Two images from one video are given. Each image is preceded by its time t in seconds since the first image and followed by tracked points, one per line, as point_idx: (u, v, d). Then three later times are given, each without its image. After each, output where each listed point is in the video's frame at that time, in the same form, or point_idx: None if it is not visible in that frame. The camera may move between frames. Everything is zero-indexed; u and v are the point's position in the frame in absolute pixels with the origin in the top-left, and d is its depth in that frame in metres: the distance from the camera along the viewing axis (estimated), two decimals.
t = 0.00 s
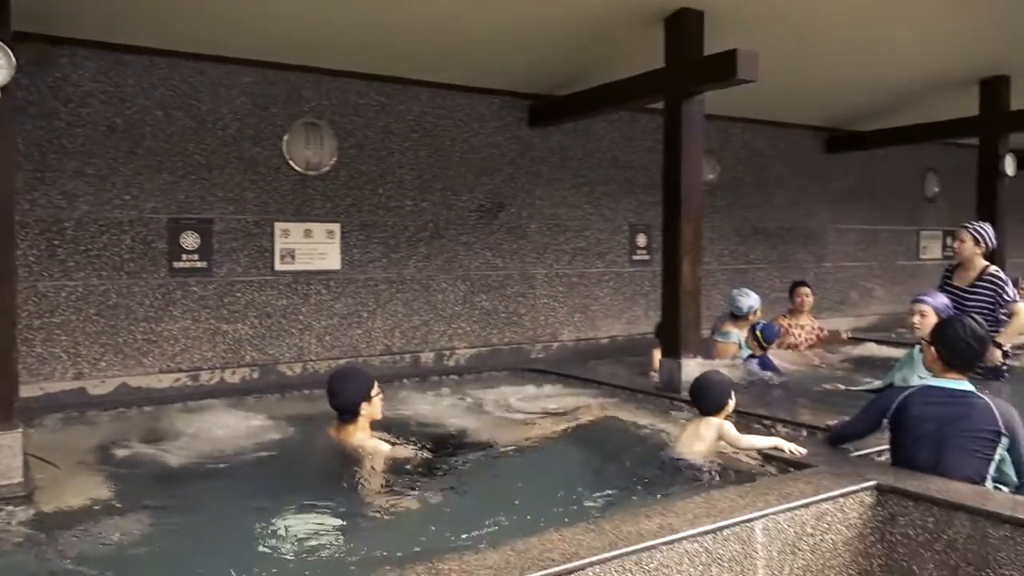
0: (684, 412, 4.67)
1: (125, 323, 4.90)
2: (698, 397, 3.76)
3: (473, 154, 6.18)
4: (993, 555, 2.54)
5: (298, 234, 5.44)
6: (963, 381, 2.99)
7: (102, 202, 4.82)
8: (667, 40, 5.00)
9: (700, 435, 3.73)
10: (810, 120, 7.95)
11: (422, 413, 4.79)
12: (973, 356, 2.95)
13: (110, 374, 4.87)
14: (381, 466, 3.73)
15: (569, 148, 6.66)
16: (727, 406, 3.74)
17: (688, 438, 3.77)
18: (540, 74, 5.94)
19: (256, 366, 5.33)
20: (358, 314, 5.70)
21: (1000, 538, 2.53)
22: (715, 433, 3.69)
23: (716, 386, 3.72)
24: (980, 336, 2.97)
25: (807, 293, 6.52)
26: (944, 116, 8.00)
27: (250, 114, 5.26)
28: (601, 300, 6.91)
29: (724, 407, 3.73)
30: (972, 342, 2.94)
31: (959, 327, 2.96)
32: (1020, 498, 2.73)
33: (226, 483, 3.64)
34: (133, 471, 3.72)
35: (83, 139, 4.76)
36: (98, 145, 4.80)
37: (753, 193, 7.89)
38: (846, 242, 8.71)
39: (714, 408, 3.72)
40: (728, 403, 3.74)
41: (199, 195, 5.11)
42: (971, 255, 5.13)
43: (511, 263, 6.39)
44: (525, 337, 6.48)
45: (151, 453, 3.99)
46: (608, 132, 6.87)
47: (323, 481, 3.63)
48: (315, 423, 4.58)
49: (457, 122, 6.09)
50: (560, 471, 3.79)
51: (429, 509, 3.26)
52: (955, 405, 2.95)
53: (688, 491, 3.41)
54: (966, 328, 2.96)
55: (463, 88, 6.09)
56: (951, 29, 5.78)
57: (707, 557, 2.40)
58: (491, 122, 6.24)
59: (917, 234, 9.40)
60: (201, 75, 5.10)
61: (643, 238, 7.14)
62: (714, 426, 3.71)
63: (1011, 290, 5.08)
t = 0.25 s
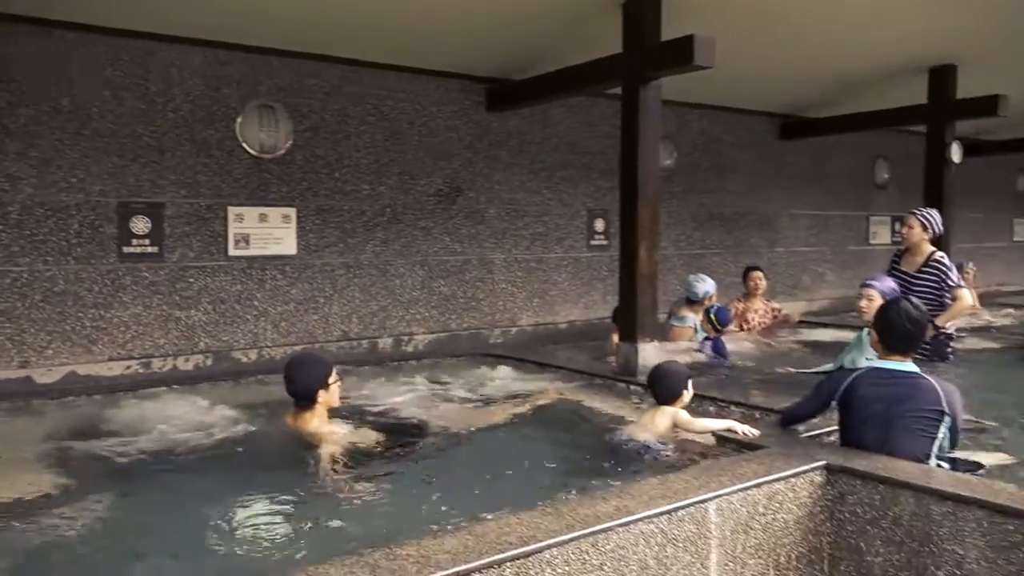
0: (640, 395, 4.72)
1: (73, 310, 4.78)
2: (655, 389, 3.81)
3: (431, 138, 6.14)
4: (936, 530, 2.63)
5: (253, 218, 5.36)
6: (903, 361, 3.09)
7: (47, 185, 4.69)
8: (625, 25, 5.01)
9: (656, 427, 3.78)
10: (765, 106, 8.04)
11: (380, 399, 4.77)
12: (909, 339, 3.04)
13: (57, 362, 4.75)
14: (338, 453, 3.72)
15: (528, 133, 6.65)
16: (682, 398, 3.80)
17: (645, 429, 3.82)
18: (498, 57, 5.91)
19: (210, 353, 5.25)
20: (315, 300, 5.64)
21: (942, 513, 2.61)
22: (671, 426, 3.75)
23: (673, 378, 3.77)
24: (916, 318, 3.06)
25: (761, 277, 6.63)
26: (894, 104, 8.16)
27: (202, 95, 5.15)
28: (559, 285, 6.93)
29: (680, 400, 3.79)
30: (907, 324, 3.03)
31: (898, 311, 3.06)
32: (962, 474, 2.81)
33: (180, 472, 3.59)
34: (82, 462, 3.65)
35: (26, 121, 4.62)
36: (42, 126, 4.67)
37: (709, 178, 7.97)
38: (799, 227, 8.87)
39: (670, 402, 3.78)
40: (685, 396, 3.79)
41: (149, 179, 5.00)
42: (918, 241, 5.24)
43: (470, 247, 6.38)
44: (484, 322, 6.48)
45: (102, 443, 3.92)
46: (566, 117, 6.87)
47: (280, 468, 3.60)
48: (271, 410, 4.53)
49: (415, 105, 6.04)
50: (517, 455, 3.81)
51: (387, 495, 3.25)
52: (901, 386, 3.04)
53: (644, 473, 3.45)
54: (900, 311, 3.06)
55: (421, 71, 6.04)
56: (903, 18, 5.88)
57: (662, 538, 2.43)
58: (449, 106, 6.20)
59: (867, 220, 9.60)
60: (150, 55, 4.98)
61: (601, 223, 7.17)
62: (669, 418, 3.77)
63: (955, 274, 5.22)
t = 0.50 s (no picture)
0: (594, 378, 4.77)
1: (13, 296, 4.64)
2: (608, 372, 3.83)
3: (384, 121, 6.07)
4: (878, 505, 2.71)
5: (201, 202, 5.25)
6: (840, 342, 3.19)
7: None
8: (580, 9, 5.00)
9: (609, 410, 3.80)
10: (717, 92, 8.13)
11: (333, 386, 4.73)
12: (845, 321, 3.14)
13: None
14: (290, 440, 3.68)
15: (482, 117, 6.62)
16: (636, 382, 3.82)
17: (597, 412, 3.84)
18: (453, 40, 5.87)
19: (157, 340, 5.14)
20: (266, 285, 5.56)
21: (884, 489, 2.69)
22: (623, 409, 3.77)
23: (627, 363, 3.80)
24: (851, 301, 3.15)
25: (712, 261, 6.73)
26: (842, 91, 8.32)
27: (147, 75, 5.02)
28: (514, 270, 6.94)
29: (633, 384, 3.81)
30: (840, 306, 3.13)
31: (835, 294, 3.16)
32: (903, 451, 2.90)
33: (127, 461, 3.52)
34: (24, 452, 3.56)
35: None
36: None
37: (662, 163, 8.04)
38: (750, 212, 9.00)
39: (624, 385, 3.79)
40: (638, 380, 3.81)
41: (92, 161, 4.87)
42: (865, 229, 5.36)
43: (424, 232, 6.34)
44: (439, 307, 6.46)
45: (45, 432, 3.82)
46: (520, 101, 6.86)
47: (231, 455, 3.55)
48: (222, 397, 4.46)
49: (368, 88, 5.96)
50: (471, 440, 3.82)
51: (340, 482, 3.23)
52: (844, 364, 3.14)
53: (597, 456, 3.49)
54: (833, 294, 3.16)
55: (374, 53, 5.97)
56: (852, 7, 5.99)
57: (615, 518, 2.46)
58: (403, 89, 6.14)
59: (815, 205, 9.79)
60: (92, 33, 4.83)
61: (555, 208, 7.19)
62: (622, 401, 3.79)
63: (899, 260, 5.36)
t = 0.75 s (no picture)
0: (527, 361, 4.79)
1: None
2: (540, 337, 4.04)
3: (314, 101, 5.95)
4: (801, 479, 2.81)
5: (121, 183, 5.07)
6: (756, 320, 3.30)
7: None
8: None
9: (540, 374, 3.97)
10: (648, 76, 8.22)
11: (263, 372, 4.65)
12: (755, 299, 3.26)
13: None
14: (218, 429, 3.60)
15: (414, 99, 6.55)
16: (567, 347, 3.94)
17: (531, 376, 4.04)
18: (384, 20, 5.77)
19: (76, 327, 4.95)
20: (191, 269, 5.41)
21: (806, 464, 2.79)
22: (551, 372, 3.93)
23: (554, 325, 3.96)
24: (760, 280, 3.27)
25: (643, 244, 6.84)
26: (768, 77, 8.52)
27: (61, 50, 4.80)
28: (447, 253, 6.91)
29: (563, 348, 3.94)
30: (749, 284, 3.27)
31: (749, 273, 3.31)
32: (823, 427, 3.01)
33: (45, 454, 3.39)
34: None
35: None
36: None
37: (595, 147, 8.10)
38: (680, 195, 9.15)
39: (552, 349, 3.94)
40: (568, 344, 3.93)
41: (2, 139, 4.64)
42: (792, 214, 5.51)
43: (356, 215, 6.25)
44: (371, 291, 6.40)
45: None
46: (453, 83, 6.81)
47: (156, 445, 3.46)
48: (146, 385, 4.34)
49: (296, 67, 5.83)
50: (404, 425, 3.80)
51: (271, 470, 3.18)
52: (767, 343, 3.24)
53: (531, 438, 3.52)
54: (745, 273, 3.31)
55: (302, 31, 5.83)
56: None
57: (548, 499, 2.49)
58: (332, 68, 6.03)
59: (743, 189, 10.01)
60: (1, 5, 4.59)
61: (489, 191, 7.18)
62: (551, 364, 3.95)
63: (824, 246, 5.55)
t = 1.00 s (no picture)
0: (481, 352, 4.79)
1: None
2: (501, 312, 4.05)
3: (263, 90, 5.85)
4: (749, 465, 2.87)
5: (61, 173, 4.92)
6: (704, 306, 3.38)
7: None
8: None
9: (495, 348, 3.99)
10: (600, 68, 8.25)
11: (213, 367, 4.57)
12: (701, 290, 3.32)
13: None
14: (164, 426, 3.53)
15: (365, 88, 6.48)
16: (525, 323, 3.96)
17: (486, 349, 4.05)
18: (334, 8, 5.69)
19: (15, 321, 4.80)
20: (137, 262, 5.29)
21: (755, 450, 2.85)
22: (506, 347, 3.94)
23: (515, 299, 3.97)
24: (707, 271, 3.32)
25: (596, 235, 6.89)
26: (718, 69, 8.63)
27: None
28: (400, 244, 6.87)
29: (522, 324, 3.96)
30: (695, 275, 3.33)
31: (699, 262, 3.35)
32: (772, 414, 3.07)
33: None
34: None
35: None
36: None
37: (547, 138, 8.11)
38: (632, 186, 9.23)
39: (510, 323, 3.95)
40: (526, 320, 3.94)
41: None
42: (742, 209, 5.60)
43: (306, 206, 6.17)
44: (323, 283, 6.33)
45: None
46: (405, 73, 6.75)
47: (101, 442, 3.38)
48: (89, 381, 4.23)
49: (244, 55, 5.72)
50: (358, 417, 3.78)
51: (222, 465, 3.13)
52: (718, 333, 3.28)
53: (485, 429, 3.53)
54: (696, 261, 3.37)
55: (249, 18, 5.72)
56: None
57: (502, 489, 2.49)
58: (281, 57, 5.93)
59: (693, 180, 10.13)
60: None
61: (442, 181, 7.14)
62: (507, 339, 3.96)
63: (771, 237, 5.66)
